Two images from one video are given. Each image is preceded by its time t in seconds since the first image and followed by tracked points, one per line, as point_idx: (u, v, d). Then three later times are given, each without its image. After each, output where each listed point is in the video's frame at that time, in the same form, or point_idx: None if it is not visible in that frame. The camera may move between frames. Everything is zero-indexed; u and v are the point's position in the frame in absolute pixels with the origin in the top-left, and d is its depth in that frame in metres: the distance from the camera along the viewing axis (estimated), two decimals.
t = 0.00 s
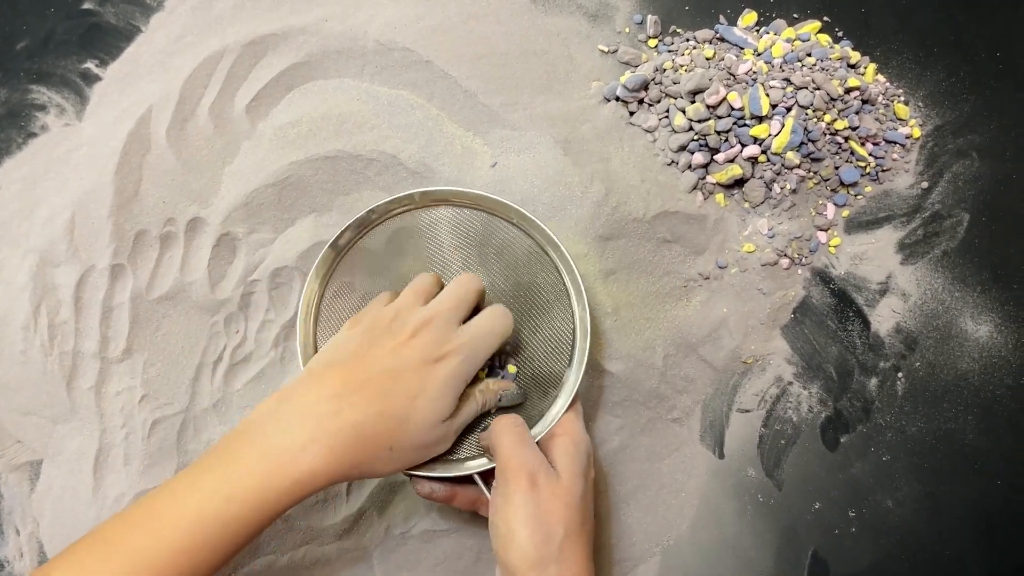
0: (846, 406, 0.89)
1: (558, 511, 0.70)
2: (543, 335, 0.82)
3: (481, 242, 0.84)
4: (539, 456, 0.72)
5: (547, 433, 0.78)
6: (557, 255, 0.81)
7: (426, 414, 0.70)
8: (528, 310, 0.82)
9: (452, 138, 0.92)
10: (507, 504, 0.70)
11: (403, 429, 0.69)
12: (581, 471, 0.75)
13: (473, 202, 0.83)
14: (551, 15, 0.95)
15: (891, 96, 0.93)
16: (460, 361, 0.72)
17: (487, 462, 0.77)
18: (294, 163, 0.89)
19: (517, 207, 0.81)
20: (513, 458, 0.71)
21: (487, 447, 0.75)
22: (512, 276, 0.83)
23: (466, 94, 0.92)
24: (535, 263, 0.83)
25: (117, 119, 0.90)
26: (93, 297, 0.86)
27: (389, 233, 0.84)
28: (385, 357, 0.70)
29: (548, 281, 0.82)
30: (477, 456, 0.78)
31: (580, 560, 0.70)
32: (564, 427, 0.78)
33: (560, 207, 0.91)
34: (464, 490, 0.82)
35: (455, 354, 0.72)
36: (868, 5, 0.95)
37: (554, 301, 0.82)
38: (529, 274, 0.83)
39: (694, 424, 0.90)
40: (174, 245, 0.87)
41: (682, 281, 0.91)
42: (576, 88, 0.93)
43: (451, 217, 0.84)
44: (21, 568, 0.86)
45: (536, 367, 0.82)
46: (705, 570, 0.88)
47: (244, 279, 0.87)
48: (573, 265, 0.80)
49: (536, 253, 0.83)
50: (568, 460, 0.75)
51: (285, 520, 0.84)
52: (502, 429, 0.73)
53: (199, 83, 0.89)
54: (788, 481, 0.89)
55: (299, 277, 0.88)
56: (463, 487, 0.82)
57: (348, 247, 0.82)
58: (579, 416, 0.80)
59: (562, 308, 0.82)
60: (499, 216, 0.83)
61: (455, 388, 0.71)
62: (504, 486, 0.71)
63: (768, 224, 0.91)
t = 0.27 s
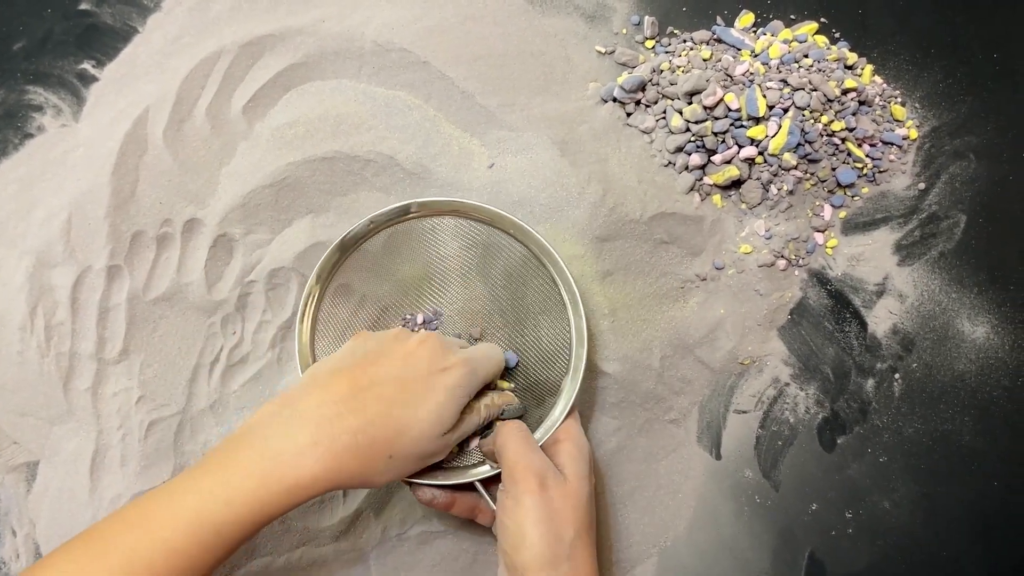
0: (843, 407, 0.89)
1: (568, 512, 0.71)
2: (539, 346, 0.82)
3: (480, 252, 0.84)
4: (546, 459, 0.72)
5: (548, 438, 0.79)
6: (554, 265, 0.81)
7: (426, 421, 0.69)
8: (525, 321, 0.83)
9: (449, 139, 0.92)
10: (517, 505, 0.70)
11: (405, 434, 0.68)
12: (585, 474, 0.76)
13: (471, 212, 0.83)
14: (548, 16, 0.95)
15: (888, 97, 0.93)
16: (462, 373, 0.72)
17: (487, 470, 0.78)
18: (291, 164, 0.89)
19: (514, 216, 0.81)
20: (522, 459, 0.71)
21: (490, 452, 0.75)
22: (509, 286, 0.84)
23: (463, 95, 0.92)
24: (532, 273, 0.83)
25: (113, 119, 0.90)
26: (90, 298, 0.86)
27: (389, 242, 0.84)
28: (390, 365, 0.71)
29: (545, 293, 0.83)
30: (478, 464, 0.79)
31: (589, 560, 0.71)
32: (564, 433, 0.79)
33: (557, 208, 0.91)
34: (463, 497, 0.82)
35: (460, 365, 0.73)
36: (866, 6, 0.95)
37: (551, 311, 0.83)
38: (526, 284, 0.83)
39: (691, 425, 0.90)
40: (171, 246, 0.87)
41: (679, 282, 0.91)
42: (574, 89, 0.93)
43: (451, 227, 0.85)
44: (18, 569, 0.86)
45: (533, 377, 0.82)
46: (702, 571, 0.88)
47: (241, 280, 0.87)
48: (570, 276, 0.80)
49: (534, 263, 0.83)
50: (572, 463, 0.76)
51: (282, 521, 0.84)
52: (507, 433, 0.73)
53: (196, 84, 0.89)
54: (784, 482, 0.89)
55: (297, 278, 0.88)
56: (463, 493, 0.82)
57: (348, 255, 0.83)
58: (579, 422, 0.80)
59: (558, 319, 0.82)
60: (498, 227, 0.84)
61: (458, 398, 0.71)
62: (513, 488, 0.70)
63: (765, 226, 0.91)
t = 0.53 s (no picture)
0: (842, 406, 0.89)
1: (551, 511, 0.71)
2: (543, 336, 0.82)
3: (483, 242, 0.84)
4: (534, 457, 0.73)
5: (541, 438, 0.79)
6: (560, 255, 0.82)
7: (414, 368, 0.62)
8: (528, 312, 0.82)
9: (448, 138, 0.92)
10: (501, 502, 0.71)
11: (400, 388, 0.62)
12: (575, 473, 0.76)
13: (477, 203, 0.84)
14: (548, 16, 0.95)
15: (887, 96, 0.92)
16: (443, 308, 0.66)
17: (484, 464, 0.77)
18: (290, 163, 0.89)
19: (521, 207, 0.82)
20: (508, 457, 0.72)
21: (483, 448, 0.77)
22: (512, 277, 0.83)
23: (463, 94, 0.92)
24: (536, 264, 0.83)
25: (113, 118, 0.90)
26: (89, 298, 0.86)
27: (391, 234, 0.84)
28: (368, 325, 0.67)
29: (549, 283, 0.83)
30: (475, 458, 0.79)
31: (573, 560, 0.71)
32: (559, 430, 0.79)
33: (557, 207, 0.91)
34: (462, 488, 0.83)
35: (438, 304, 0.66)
36: (865, 6, 0.95)
37: (555, 302, 0.83)
38: (530, 275, 0.83)
39: (690, 423, 0.90)
40: (171, 245, 0.87)
41: (679, 281, 0.91)
42: (573, 88, 0.93)
43: (453, 217, 0.85)
44: (17, 568, 0.86)
45: (537, 370, 0.81)
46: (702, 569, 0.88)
47: (241, 279, 0.87)
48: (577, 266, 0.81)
49: (539, 254, 0.84)
50: (563, 461, 0.76)
51: (281, 520, 0.84)
52: (498, 431, 0.74)
53: (195, 83, 0.89)
54: (784, 481, 0.89)
55: (296, 277, 0.88)
56: (462, 486, 0.83)
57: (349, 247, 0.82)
58: (576, 420, 0.81)
59: (563, 310, 0.83)
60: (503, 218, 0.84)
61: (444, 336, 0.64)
62: (498, 484, 0.72)
63: (764, 225, 0.91)
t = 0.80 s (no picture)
0: (841, 405, 0.89)
1: (546, 509, 0.72)
2: (542, 335, 0.82)
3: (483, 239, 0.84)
4: (530, 456, 0.74)
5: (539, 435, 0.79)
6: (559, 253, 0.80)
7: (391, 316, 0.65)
8: (528, 310, 0.83)
9: (448, 136, 0.92)
10: (496, 500, 0.73)
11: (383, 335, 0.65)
12: (573, 472, 0.77)
13: (475, 199, 0.82)
14: (547, 14, 0.95)
15: (886, 95, 0.92)
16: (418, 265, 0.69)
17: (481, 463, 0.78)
18: (290, 161, 0.89)
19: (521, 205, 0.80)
20: (504, 456, 0.73)
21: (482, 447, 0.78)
22: (513, 274, 0.83)
23: (463, 92, 0.92)
24: (536, 261, 0.82)
25: (113, 116, 0.90)
26: (88, 296, 0.86)
27: (390, 231, 0.84)
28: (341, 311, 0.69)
29: (549, 281, 0.82)
30: (471, 456, 0.80)
31: (569, 557, 0.72)
32: (558, 428, 0.79)
33: (557, 206, 0.91)
34: (459, 487, 0.82)
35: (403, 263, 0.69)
36: (864, 5, 0.95)
37: (554, 301, 0.82)
38: (530, 273, 0.83)
39: (689, 422, 0.90)
40: (170, 244, 0.87)
41: (678, 280, 0.91)
42: (573, 87, 0.93)
43: (452, 213, 0.84)
44: (17, 567, 0.86)
45: (535, 368, 0.82)
46: (701, 568, 0.88)
47: (240, 278, 0.87)
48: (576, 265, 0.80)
49: (538, 251, 0.82)
50: (560, 460, 0.77)
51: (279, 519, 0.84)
52: (495, 430, 0.75)
53: (195, 82, 0.89)
54: (783, 480, 0.89)
55: (296, 276, 0.88)
56: (459, 484, 0.82)
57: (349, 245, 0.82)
58: (575, 419, 0.81)
59: (562, 309, 0.82)
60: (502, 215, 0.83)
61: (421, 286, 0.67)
62: (494, 483, 0.73)
63: (764, 224, 0.91)
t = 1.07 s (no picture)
0: (840, 405, 0.89)
1: (562, 509, 0.73)
2: (560, 328, 0.82)
3: (506, 227, 0.83)
4: (545, 454, 0.73)
5: (554, 431, 0.78)
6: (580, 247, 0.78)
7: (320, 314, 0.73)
8: (547, 302, 0.83)
9: (446, 135, 0.92)
10: (511, 499, 0.73)
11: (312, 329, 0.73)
12: (587, 470, 0.77)
13: (497, 187, 0.81)
14: (546, 13, 0.95)
15: (885, 95, 0.92)
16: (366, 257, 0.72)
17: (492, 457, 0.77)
18: (288, 160, 0.88)
19: (542, 196, 0.78)
20: (519, 455, 0.73)
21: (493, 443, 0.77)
22: (533, 264, 0.83)
23: (461, 91, 0.92)
24: (556, 253, 0.81)
25: (111, 115, 0.90)
26: (86, 295, 0.85)
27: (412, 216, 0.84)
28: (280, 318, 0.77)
29: (568, 274, 0.81)
30: (483, 450, 0.80)
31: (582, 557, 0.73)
32: (573, 426, 0.79)
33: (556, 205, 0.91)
34: (468, 482, 0.83)
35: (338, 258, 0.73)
36: (864, 4, 0.95)
37: (573, 295, 0.81)
38: (551, 264, 0.82)
39: (688, 422, 0.89)
40: (168, 243, 0.87)
41: (677, 279, 0.90)
42: (572, 86, 0.93)
43: (475, 199, 0.83)
44: (14, 566, 0.86)
45: (549, 363, 0.82)
46: (699, 568, 0.88)
47: (238, 277, 0.87)
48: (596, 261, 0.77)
49: (558, 242, 0.81)
50: (574, 458, 0.77)
51: (278, 518, 0.84)
52: (509, 426, 0.75)
53: (193, 80, 0.89)
54: (782, 480, 0.89)
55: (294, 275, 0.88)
56: (468, 479, 0.83)
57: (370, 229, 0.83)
58: (589, 416, 0.80)
59: (580, 304, 0.81)
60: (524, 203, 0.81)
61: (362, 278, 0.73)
62: (508, 481, 0.73)
63: (763, 223, 0.90)
